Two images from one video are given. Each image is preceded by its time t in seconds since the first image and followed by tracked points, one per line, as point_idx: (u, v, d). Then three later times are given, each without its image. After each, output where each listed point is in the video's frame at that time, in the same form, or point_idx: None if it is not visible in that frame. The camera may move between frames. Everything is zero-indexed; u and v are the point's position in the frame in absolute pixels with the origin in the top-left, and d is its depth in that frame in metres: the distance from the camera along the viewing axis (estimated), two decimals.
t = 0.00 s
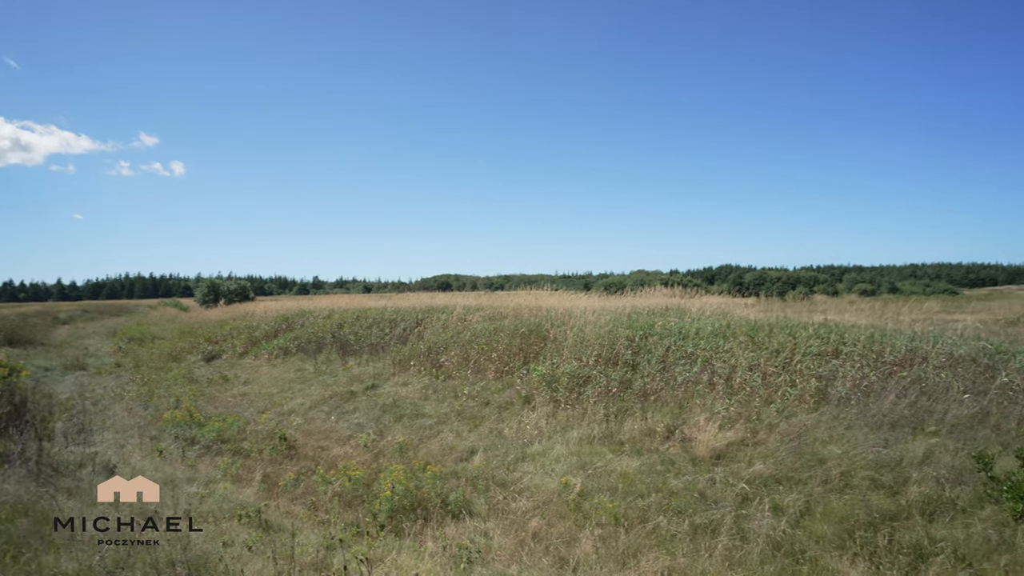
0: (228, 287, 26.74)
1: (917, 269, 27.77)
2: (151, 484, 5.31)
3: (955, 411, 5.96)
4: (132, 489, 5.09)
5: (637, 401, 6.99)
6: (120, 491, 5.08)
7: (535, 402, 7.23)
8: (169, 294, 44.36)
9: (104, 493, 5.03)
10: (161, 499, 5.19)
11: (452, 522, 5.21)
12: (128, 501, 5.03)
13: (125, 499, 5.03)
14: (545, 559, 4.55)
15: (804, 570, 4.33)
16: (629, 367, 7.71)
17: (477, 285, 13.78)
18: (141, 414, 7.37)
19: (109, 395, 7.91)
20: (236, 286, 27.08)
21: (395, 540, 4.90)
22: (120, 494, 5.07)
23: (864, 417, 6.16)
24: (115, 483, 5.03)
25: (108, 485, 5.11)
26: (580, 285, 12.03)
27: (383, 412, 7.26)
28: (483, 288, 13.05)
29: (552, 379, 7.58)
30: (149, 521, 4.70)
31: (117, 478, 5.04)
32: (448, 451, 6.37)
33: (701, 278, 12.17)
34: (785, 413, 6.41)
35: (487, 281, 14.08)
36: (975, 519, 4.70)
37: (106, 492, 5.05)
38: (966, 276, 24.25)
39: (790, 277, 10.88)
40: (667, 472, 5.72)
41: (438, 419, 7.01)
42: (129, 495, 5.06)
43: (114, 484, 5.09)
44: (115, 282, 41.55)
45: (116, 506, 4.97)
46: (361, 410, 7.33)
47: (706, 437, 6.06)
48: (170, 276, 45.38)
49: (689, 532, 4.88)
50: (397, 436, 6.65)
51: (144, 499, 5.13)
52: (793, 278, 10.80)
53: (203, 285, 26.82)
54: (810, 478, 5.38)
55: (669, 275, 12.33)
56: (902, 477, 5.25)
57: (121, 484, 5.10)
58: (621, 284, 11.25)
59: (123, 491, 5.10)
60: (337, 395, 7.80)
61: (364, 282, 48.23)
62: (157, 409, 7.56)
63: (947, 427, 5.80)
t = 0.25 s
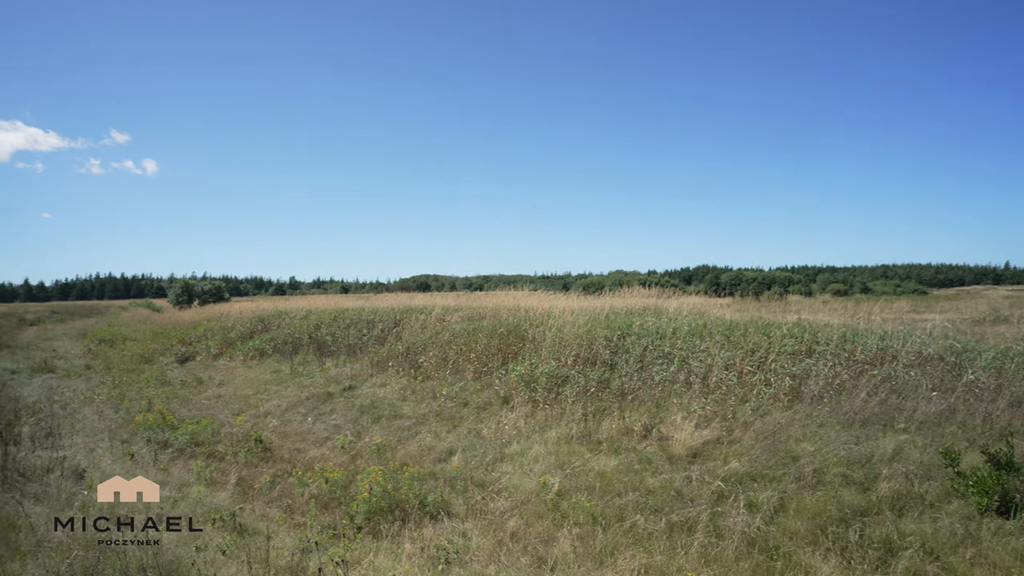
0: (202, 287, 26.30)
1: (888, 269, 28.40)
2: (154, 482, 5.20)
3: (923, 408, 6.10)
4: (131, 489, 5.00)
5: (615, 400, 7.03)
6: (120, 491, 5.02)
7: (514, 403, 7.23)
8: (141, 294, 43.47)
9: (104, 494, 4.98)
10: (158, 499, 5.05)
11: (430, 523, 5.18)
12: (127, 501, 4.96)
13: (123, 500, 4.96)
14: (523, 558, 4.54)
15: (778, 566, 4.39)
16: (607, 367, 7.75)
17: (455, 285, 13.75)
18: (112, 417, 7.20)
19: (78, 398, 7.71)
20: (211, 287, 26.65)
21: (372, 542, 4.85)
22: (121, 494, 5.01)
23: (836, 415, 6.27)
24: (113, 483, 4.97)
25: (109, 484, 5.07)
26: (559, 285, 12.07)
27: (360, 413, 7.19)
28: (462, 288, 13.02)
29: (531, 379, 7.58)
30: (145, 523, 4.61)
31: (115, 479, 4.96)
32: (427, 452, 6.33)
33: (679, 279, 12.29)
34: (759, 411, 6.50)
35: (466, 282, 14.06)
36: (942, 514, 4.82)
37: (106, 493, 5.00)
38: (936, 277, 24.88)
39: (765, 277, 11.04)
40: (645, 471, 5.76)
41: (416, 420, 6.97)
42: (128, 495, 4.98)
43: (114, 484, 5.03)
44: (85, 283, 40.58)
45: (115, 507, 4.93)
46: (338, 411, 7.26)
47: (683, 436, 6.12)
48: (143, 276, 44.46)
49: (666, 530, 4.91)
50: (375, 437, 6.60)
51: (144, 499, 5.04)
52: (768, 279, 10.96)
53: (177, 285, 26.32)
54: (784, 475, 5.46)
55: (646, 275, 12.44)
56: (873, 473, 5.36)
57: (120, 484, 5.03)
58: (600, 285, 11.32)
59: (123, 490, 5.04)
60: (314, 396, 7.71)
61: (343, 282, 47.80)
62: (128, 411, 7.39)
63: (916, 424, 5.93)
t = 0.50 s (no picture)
0: (186, 284, 26.04)
1: (872, 273, 28.76)
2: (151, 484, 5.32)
3: (903, 410, 6.18)
4: (132, 489, 5.11)
5: (600, 401, 7.04)
6: (120, 491, 5.10)
7: (499, 403, 7.22)
8: (124, 291, 42.94)
9: (104, 493, 5.04)
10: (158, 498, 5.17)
11: (413, 523, 5.16)
12: (128, 500, 5.04)
13: (124, 499, 5.04)
14: (505, 558, 4.54)
15: (759, 566, 4.42)
16: (593, 368, 7.77)
17: (442, 285, 13.73)
18: (92, 415, 7.10)
19: (57, 395, 7.59)
20: (195, 284, 26.38)
21: (355, 542, 4.83)
22: (120, 494, 5.08)
23: (818, 417, 6.33)
24: (115, 482, 5.05)
25: (108, 485, 5.13)
26: (546, 285, 12.08)
27: (345, 412, 7.15)
28: (449, 287, 12.99)
29: (516, 379, 7.58)
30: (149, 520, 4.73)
31: (117, 478, 5.06)
32: (411, 451, 6.31)
33: (665, 280, 12.35)
34: (743, 413, 6.54)
35: (454, 281, 14.03)
36: (920, 514, 4.88)
37: (106, 492, 5.06)
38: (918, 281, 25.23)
39: (750, 280, 11.13)
40: (628, 471, 5.78)
41: (401, 419, 6.94)
42: (129, 494, 5.08)
43: (114, 484, 5.11)
44: (66, 279, 39.98)
45: (115, 505, 4.99)
46: (323, 410, 7.21)
47: (667, 436, 6.15)
48: (127, 273, 43.91)
49: (648, 530, 4.94)
50: (359, 436, 6.56)
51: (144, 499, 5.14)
52: (753, 281, 11.05)
53: (160, 282, 26.02)
54: (766, 476, 5.50)
55: (633, 277, 12.49)
56: (853, 474, 5.42)
57: (121, 484, 5.12)
58: (587, 286, 11.34)
59: (123, 491, 5.12)
60: (298, 395, 7.66)
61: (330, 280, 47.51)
62: (109, 409, 7.29)
63: (896, 425, 6.00)
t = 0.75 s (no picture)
0: (175, 282, 25.89)
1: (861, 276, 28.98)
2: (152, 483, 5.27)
3: (888, 413, 6.22)
4: (132, 489, 5.07)
5: (589, 401, 7.05)
6: (120, 491, 5.06)
7: (489, 402, 7.22)
8: (112, 288, 42.62)
9: (103, 493, 5.01)
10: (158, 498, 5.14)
11: (400, 522, 5.15)
12: (127, 501, 5.01)
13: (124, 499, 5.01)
14: (492, 558, 4.54)
15: (744, 567, 4.44)
16: (582, 368, 7.78)
17: (433, 285, 13.72)
18: (78, 413, 7.03)
19: (43, 393, 7.52)
20: (184, 281, 26.23)
21: (341, 541, 4.81)
22: (120, 494, 5.05)
23: (805, 418, 6.36)
24: (114, 483, 5.01)
25: (108, 485, 5.09)
26: (537, 285, 12.09)
27: (333, 411, 7.13)
28: (440, 287, 12.98)
29: (506, 379, 7.58)
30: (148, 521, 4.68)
31: (116, 478, 5.01)
32: (399, 451, 6.30)
33: (657, 282, 12.40)
34: (730, 414, 6.57)
35: (445, 281, 14.03)
36: (904, 516, 4.92)
37: (106, 492, 5.03)
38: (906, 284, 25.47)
39: (740, 282, 11.19)
40: (616, 472, 5.79)
41: (389, 419, 6.92)
42: (129, 495, 5.04)
43: (113, 484, 5.07)
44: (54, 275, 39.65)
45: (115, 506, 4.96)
46: (311, 409, 7.18)
47: (655, 437, 6.17)
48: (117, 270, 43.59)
49: (635, 530, 4.95)
50: (347, 435, 6.54)
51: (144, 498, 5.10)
52: (743, 283, 11.11)
53: (149, 279, 25.85)
54: (753, 477, 5.53)
55: (624, 278, 12.52)
56: (838, 475, 5.45)
57: (120, 484, 5.07)
58: (577, 286, 11.37)
59: (123, 491, 5.09)
60: (287, 394, 7.62)
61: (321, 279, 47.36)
62: (95, 407, 7.23)
63: (881, 427, 6.05)
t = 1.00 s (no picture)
0: (157, 284, 25.60)
1: (845, 274, 29.30)
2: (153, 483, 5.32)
3: (870, 410, 6.29)
4: (132, 489, 5.13)
5: (575, 401, 7.06)
6: (120, 491, 5.14)
7: (475, 403, 7.21)
8: (94, 291, 42.06)
9: (104, 493, 5.10)
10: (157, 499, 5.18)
11: (386, 525, 5.13)
12: (127, 501, 5.08)
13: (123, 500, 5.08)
14: (478, 559, 4.53)
15: (728, 564, 4.47)
16: (568, 368, 7.79)
17: (420, 286, 13.68)
18: (58, 418, 6.93)
19: (21, 398, 7.40)
20: (167, 284, 25.98)
21: (326, 545, 4.78)
22: (120, 494, 5.13)
23: (788, 416, 6.42)
24: (114, 483, 5.09)
25: (109, 485, 5.18)
26: (524, 286, 12.10)
27: (319, 414, 7.08)
28: (426, 288, 12.95)
29: (492, 380, 7.57)
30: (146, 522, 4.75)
31: (115, 478, 5.09)
32: (385, 453, 6.27)
33: (643, 281, 12.45)
34: (715, 413, 6.61)
35: (432, 282, 13.99)
36: (884, 511, 4.98)
37: (106, 492, 5.11)
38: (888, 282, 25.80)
39: (726, 282, 11.27)
40: (602, 471, 5.81)
41: (375, 421, 6.89)
42: (128, 495, 5.11)
43: (114, 484, 5.16)
44: (34, 277, 39.09)
45: (115, 506, 5.04)
46: (296, 412, 7.13)
47: (641, 437, 6.20)
48: (101, 272, 43.02)
49: (620, 530, 4.96)
50: (332, 438, 6.50)
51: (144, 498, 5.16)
52: (728, 283, 11.19)
53: (131, 281, 25.53)
54: (737, 475, 5.57)
55: (611, 278, 12.56)
56: (821, 473, 5.50)
57: (121, 484, 5.16)
58: (564, 287, 11.39)
59: (123, 490, 5.16)
60: (272, 397, 7.57)
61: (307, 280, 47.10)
62: (75, 412, 7.13)
63: (863, 424, 6.12)
